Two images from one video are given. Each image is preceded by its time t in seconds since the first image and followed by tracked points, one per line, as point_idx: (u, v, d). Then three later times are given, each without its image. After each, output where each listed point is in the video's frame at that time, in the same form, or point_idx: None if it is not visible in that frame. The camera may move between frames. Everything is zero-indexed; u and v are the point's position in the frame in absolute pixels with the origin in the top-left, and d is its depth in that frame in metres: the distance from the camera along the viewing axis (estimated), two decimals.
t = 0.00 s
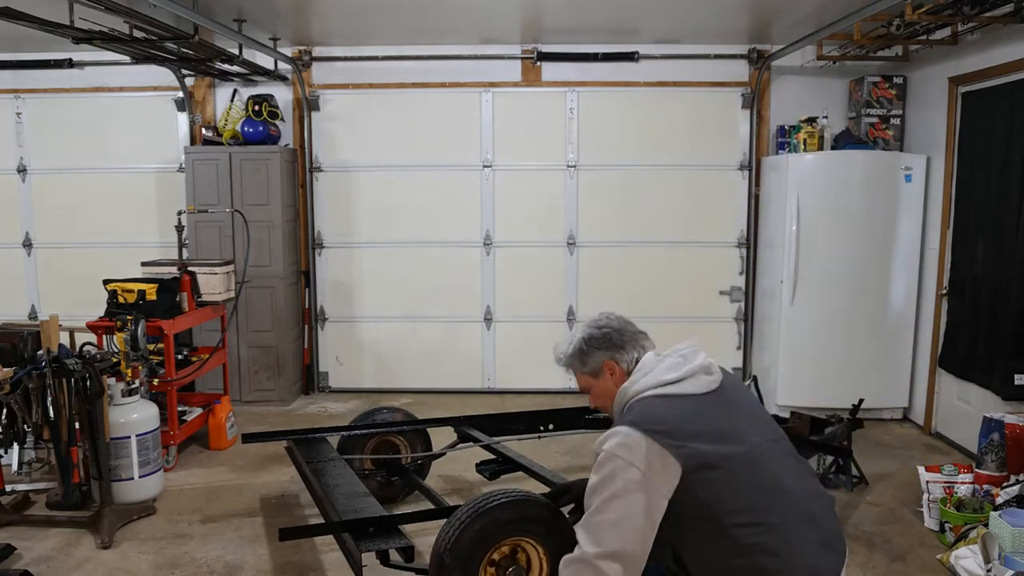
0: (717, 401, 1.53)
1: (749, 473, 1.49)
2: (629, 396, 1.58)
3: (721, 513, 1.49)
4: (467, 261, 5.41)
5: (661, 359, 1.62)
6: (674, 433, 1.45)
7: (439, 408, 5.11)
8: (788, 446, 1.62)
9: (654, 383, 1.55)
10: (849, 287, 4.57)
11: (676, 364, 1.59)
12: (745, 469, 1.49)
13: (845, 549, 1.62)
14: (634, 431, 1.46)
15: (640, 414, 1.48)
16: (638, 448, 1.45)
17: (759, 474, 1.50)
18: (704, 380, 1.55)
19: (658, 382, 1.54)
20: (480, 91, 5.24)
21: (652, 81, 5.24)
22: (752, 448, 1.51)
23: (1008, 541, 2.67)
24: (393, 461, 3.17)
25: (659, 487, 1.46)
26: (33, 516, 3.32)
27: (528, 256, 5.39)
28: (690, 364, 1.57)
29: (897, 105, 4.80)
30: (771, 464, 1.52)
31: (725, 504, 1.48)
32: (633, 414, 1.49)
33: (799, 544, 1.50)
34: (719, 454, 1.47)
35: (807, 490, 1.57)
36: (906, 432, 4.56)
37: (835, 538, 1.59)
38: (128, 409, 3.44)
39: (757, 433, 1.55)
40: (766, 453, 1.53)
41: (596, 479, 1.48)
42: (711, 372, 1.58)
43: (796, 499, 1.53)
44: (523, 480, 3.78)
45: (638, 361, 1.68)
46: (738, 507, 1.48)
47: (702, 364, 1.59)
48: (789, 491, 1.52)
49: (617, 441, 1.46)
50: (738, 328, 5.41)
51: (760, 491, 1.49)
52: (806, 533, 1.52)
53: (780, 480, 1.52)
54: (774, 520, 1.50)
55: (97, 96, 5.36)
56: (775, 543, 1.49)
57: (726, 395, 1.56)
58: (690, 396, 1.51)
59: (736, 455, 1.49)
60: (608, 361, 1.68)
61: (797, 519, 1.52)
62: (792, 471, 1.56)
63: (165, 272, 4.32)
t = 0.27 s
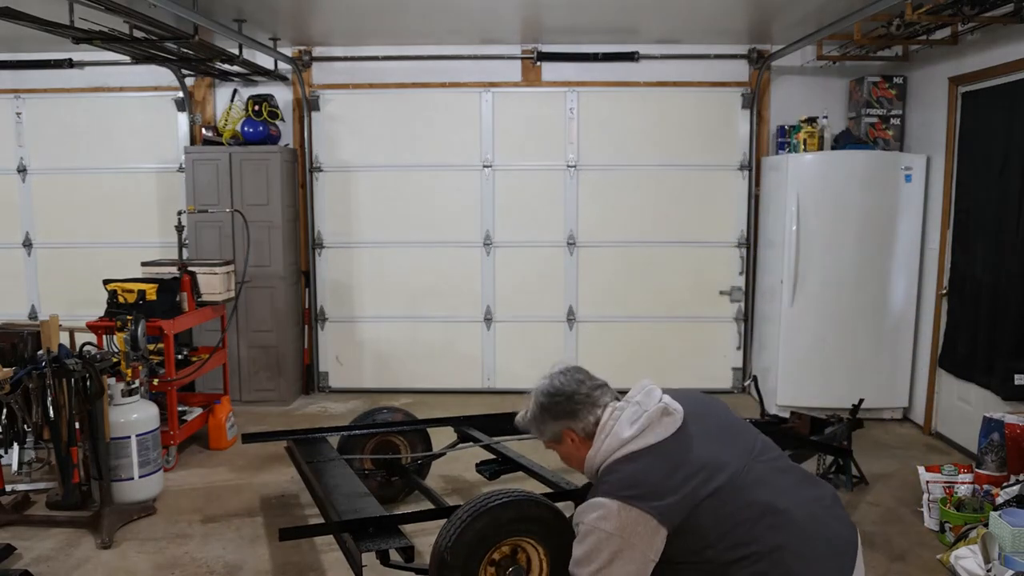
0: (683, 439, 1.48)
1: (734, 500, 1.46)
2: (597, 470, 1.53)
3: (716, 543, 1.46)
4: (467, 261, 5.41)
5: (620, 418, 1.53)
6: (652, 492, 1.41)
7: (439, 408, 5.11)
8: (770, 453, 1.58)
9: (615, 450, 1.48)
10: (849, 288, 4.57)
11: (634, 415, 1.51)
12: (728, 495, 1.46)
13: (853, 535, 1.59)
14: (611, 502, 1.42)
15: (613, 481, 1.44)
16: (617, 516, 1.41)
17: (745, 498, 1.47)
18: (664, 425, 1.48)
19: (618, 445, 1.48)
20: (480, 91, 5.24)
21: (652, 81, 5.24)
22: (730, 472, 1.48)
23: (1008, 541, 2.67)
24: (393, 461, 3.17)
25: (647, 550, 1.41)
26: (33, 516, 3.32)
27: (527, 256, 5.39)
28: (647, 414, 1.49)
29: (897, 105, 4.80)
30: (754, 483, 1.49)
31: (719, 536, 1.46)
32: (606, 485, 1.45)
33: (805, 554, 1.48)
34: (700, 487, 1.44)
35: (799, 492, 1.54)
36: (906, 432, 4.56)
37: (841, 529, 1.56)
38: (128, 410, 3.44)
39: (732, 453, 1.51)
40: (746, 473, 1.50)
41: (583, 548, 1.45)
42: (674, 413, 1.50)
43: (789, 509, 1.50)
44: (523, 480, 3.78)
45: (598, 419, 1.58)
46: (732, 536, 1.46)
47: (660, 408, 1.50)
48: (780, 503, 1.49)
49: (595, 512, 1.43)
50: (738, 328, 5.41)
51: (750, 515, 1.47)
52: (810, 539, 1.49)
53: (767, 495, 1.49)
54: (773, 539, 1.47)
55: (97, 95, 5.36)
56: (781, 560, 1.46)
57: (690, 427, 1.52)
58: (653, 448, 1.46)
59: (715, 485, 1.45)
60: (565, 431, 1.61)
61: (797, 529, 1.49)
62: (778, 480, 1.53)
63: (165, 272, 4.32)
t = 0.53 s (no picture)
0: (680, 446, 1.44)
1: (734, 507, 1.41)
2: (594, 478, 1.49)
3: (717, 553, 1.41)
4: (467, 261, 5.41)
5: (615, 425, 1.50)
6: (647, 498, 1.37)
7: (439, 408, 5.11)
8: (771, 456, 1.53)
9: (612, 457, 1.45)
10: (849, 288, 4.57)
11: (629, 421, 1.48)
12: (727, 502, 1.41)
13: (860, 542, 1.54)
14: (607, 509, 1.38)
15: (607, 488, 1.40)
16: (612, 525, 1.37)
17: (745, 504, 1.42)
18: (661, 429, 1.45)
19: (615, 452, 1.45)
20: (480, 91, 5.24)
21: (652, 81, 5.24)
22: (728, 477, 1.43)
23: (1008, 541, 2.67)
24: (393, 461, 3.17)
25: (647, 557, 1.37)
26: (33, 516, 3.32)
27: (527, 256, 5.39)
28: (642, 419, 1.45)
29: (897, 105, 4.80)
30: (754, 488, 1.44)
31: (719, 544, 1.41)
32: (601, 490, 1.41)
33: (809, 563, 1.43)
34: (698, 495, 1.39)
35: (801, 497, 1.49)
36: (906, 432, 4.56)
37: (847, 536, 1.51)
38: (128, 409, 3.44)
39: (730, 458, 1.46)
40: (745, 477, 1.45)
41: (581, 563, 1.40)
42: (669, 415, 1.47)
43: (791, 516, 1.45)
44: (523, 480, 3.77)
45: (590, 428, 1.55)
46: (732, 544, 1.41)
47: (656, 412, 1.47)
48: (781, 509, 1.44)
49: (590, 523, 1.38)
50: (738, 328, 5.41)
51: (751, 522, 1.41)
52: (815, 546, 1.44)
53: (767, 500, 1.44)
54: (776, 546, 1.42)
55: (97, 95, 5.36)
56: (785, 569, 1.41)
57: (686, 432, 1.48)
58: (651, 453, 1.42)
59: (714, 490, 1.41)
60: (559, 443, 1.58)
61: (802, 536, 1.43)
62: (779, 486, 1.48)
63: (165, 272, 4.32)
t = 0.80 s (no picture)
0: (698, 436, 1.44)
1: (748, 508, 1.40)
2: (607, 457, 1.50)
3: (725, 554, 1.40)
4: (467, 261, 5.41)
5: (631, 407, 1.51)
6: (662, 484, 1.37)
7: (439, 408, 5.11)
8: (785, 458, 1.52)
9: (627, 439, 1.46)
10: (850, 287, 4.57)
11: (647, 405, 1.49)
12: (741, 502, 1.40)
13: (864, 549, 1.54)
14: (625, 491, 1.38)
15: (628, 471, 1.40)
16: (630, 512, 1.37)
17: (758, 505, 1.41)
18: (680, 416, 1.46)
19: (630, 434, 1.46)
20: (481, 91, 5.24)
21: (652, 81, 5.24)
22: (745, 477, 1.42)
23: (1008, 541, 2.67)
24: (393, 461, 3.17)
25: (668, 543, 1.37)
26: (33, 515, 3.32)
27: (528, 256, 5.39)
28: (662, 404, 1.47)
29: (897, 105, 4.80)
30: (768, 489, 1.43)
31: (730, 543, 1.40)
32: (617, 473, 1.42)
33: (814, 570, 1.43)
34: (713, 493, 1.38)
35: (812, 503, 1.48)
36: (906, 432, 4.56)
37: (854, 543, 1.51)
38: (128, 410, 3.44)
39: (748, 458, 1.45)
40: (761, 478, 1.44)
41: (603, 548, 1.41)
42: (688, 402, 1.48)
43: (801, 520, 1.44)
44: (524, 480, 3.77)
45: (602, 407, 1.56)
46: (742, 546, 1.40)
47: (677, 398, 1.48)
48: (792, 513, 1.44)
49: (607, 510, 1.39)
50: (738, 328, 5.41)
51: (762, 524, 1.41)
52: (820, 549, 1.44)
53: (779, 502, 1.43)
54: (784, 551, 1.41)
55: (98, 95, 5.36)
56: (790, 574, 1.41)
57: (706, 426, 1.46)
58: (668, 439, 1.43)
59: (729, 489, 1.40)
60: (565, 418, 1.60)
61: (808, 538, 1.44)
62: (792, 489, 1.47)
63: (165, 272, 4.32)
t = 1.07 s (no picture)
0: (718, 425, 1.44)
1: (761, 505, 1.40)
2: (624, 433, 1.49)
3: (735, 549, 1.40)
4: (467, 261, 5.41)
5: (654, 387, 1.51)
6: (679, 468, 1.36)
7: (439, 408, 5.11)
8: (796, 459, 1.53)
9: (647, 418, 1.46)
10: (850, 287, 4.57)
11: (671, 387, 1.50)
12: (754, 496, 1.40)
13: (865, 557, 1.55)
14: (636, 468, 1.38)
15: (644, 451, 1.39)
16: (641, 489, 1.36)
17: (771, 501, 1.41)
18: (703, 402, 1.47)
19: (651, 414, 1.46)
20: (481, 91, 5.24)
21: (652, 81, 5.24)
22: (760, 473, 1.42)
23: (1008, 541, 2.67)
24: (393, 461, 3.17)
25: (675, 527, 1.36)
26: (33, 515, 3.32)
27: (528, 256, 5.39)
28: (686, 389, 1.48)
29: (897, 105, 4.80)
30: (780, 486, 1.44)
31: (741, 536, 1.39)
32: (634, 452, 1.41)
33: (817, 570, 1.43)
34: (728, 485, 1.38)
35: (820, 506, 1.49)
36: (906, 432, 4.56)
37: (857, 550, 1.51)
38: (128, 410, 3.44)
39: (765, 454, 1.45)
40: (774, 474, 1.44)
41: (607, 525, 1.40)
42: (711, 390, 1.49)
43: (809, 522, 1.45)
44: (523, 480, 3.77)
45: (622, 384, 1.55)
46: (752, 543, 1.40)
47: (701, 385, 1.49)
48: (801, 514, 1.44)
49: (618, 484, 1.38)
50: (738, 328, 5.41)
51: (772, 522, 1.41)
52: (824, 551, 1.45)
53: (788, 500, 1.44)
54: (791, 550, 1.42)
55: (98, 95, 5.36)
56: (795, 574, 1.41)
57: (726, 418, 1.46)
58: (689, 423, 1.43)
59: (745, 482, 1.39)
60: (584, 391, 1.58)
61: (813, 539, 1.44)
62: (803, 490, 1.48)
63: (165, 272, 4.32)
